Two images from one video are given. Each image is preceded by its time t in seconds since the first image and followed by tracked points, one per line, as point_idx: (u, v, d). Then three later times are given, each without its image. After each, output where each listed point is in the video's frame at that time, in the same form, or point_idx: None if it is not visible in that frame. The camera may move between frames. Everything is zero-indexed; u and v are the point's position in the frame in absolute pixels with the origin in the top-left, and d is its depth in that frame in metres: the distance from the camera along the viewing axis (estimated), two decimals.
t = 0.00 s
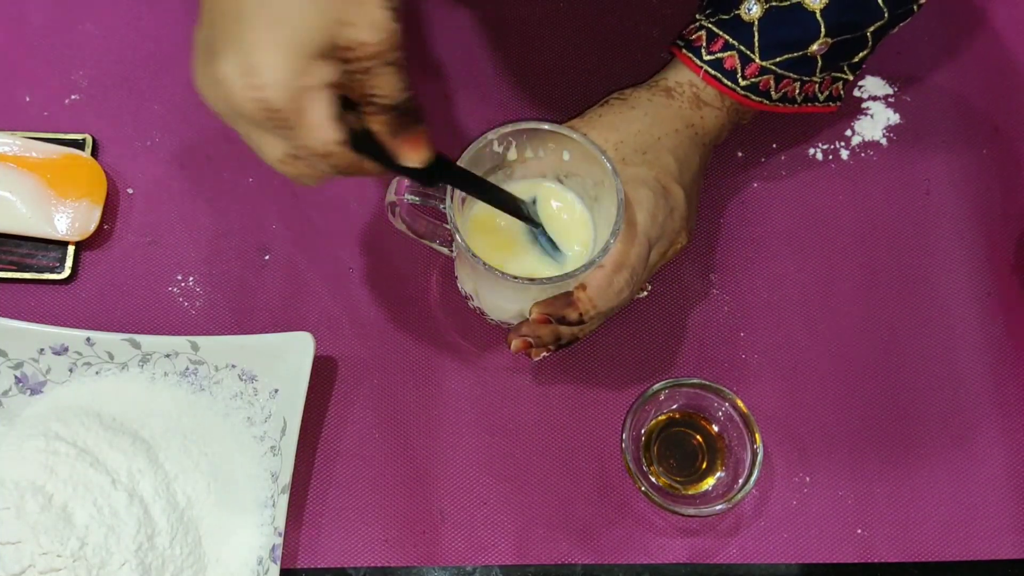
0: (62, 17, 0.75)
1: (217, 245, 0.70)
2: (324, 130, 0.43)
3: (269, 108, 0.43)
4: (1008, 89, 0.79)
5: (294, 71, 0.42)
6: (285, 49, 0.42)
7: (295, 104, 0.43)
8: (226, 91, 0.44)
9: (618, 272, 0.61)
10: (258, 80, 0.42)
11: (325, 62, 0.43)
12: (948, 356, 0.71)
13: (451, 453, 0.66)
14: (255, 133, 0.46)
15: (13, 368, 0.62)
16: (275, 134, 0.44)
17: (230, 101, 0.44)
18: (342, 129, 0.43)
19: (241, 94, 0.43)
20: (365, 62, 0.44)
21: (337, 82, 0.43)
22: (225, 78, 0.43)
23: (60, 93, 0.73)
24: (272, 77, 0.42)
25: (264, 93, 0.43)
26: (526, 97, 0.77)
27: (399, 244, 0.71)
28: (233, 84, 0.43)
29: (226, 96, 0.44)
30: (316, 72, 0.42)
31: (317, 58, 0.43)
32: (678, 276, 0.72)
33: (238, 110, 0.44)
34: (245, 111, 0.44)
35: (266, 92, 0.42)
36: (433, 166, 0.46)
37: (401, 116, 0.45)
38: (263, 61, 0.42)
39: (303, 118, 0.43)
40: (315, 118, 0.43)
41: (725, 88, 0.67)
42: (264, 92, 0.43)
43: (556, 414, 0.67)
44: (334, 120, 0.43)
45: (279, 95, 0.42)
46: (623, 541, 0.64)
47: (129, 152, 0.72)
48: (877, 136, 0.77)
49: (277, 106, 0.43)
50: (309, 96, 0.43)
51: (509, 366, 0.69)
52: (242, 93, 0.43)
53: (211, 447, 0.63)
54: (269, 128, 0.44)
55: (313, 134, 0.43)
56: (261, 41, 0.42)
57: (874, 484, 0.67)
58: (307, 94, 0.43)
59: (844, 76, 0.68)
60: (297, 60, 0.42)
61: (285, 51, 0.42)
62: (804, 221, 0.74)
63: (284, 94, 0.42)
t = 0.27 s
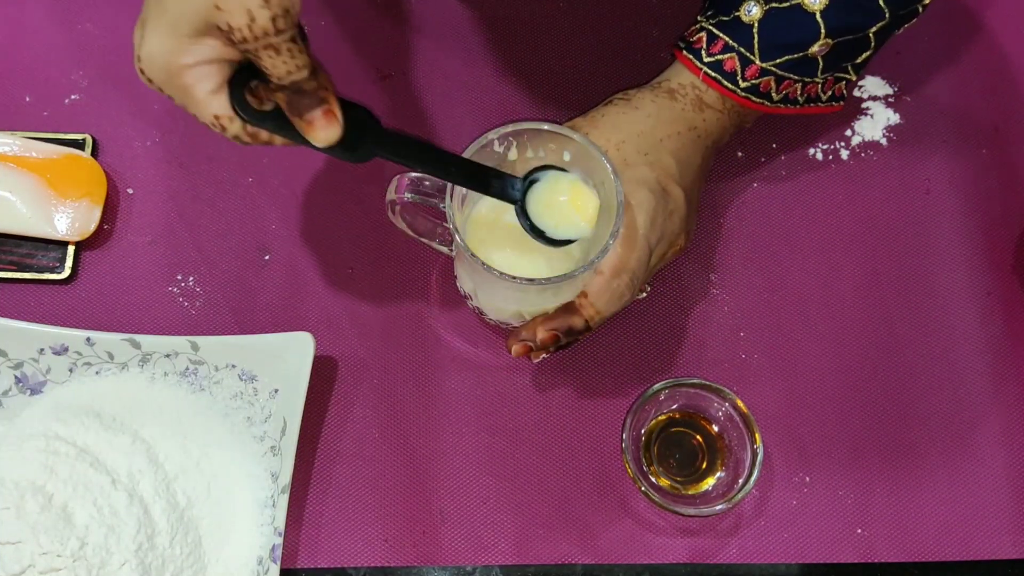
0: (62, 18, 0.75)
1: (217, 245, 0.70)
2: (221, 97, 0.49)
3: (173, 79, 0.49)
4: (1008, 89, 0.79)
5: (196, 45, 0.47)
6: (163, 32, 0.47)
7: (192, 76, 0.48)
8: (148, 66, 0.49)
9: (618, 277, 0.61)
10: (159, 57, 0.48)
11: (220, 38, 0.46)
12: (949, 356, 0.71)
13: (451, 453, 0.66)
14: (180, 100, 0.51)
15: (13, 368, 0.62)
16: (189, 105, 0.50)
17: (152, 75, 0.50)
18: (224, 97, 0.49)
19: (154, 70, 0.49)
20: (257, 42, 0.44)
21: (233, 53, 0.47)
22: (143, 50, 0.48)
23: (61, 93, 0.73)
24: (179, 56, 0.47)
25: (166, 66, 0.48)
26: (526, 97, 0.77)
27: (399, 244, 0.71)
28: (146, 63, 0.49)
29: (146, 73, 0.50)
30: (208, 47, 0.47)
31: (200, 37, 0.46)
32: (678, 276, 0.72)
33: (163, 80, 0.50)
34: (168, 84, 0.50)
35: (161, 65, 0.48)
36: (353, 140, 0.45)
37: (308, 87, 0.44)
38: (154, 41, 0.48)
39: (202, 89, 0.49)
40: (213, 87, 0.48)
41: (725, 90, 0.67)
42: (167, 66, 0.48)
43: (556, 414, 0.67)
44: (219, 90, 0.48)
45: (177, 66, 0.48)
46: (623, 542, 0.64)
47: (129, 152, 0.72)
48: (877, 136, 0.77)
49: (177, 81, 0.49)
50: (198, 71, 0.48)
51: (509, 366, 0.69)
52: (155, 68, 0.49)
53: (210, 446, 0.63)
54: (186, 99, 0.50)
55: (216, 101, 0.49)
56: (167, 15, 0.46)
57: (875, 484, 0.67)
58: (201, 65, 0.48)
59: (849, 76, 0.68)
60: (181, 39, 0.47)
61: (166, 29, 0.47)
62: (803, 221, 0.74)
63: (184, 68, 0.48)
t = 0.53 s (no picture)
0: (62, 18, 0.75)
1: (217, 246, 0.70)
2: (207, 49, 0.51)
3: (161, 29, 0.52)
4: (1008, 89, 0.79)
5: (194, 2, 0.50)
6: None
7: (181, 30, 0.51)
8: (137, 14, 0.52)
9: (617, 278, 0.60)
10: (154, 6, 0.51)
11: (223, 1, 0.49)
12: (948, 356, 0.71)
13: (452, 453, 0.66)
14: (166, 58, 0.53)
15: (13, 367, 0.62)
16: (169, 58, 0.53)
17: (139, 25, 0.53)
18: (209, 56, 0.51)
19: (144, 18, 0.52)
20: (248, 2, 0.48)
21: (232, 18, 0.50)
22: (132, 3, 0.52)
23: (61, 93, 0.73)
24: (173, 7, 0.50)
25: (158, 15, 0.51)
26: (527, 97, 0.77)
27: (399, 244, 0.71)
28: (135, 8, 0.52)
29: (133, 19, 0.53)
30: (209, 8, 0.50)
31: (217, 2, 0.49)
32: (678, 276, 0.72)
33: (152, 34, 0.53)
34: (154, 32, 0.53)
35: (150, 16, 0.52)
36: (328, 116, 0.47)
37: (293, 58, 0.47)
38: None
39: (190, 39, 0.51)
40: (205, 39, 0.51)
41: (724, 88, 0.67)
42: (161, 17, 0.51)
43: (556, 414, 0.67)
44: (204, 48, 0.51)
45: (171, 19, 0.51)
46: (623, 542, 0.64)
47: (129, 152, 0.72)
48: (877, 136, 0.77)
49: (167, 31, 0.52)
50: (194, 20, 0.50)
51: (509, 366, 0.69)
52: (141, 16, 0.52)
53: (210, 446, 0.64)
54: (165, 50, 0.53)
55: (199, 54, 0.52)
56: None
57: (875, 484, 0.67)
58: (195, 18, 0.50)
59: (852, 71, 0.68)
60: None
61: None
62: (804, 221, 0.74)
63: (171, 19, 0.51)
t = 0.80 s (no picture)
0: (63, 18, 0.75)
1: (217, 245, 0.70)
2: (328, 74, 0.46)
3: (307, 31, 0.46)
4: (1008, 89, 0.79)
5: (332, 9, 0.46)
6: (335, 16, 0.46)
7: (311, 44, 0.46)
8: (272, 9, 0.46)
9: (616, 278, 0.60)
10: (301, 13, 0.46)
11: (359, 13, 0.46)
12: (948, 356, 0.71)
13: (452, 453, 0.66)
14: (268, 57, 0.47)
15: (13, 367, 0.62)
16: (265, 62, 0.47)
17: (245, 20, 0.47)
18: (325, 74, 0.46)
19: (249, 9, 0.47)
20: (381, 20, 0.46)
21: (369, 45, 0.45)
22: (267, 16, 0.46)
23: (61, 93, 0.73)
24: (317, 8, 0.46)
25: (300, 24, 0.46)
26: (527, 97, 0.77)
27: (399, 244, 0.71)
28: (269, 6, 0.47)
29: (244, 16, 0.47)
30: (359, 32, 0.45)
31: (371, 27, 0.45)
32: (678, 276, 0.72)
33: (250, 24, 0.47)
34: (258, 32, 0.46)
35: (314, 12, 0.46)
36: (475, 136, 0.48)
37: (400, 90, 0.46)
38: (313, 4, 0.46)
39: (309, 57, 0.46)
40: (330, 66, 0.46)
41: (725, 87, 0.66)
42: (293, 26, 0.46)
43: (556, 414, 0.67)
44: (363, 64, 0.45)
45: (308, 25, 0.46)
46: (623, 542, 0.64)
47: (129, 152, 0.72)
48: (877, 136, 0.77)
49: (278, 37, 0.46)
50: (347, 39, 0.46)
51: (509, 366, 0.69)
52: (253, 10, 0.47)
53: (210, 446, 0.64)
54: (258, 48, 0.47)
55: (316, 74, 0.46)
56: None
57: (874, 484, 0.67)
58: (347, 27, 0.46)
59: (853, 65, 0.68)
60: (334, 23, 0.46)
61: None
62: (804, 221, 0.74)
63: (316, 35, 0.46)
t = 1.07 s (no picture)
0: (62, 18, 0.75)
1: (217, 245, 0.70)
2: (397, 157, 0.40)
3: (372, 99, 0.38)
4: (1009, 89, 0.79)
5: (390, 66, 0.36)
6: (387, 36, 0.36)
7: (383, 130, 0.39)
8: (336, 69, 0.37)
9: (616, 277, 0.60)
10: (364, 72, 0.37)
11: (428, 75, 0.37)
12: (949, 356, 0.71)
13: (452, 452, 0.66)
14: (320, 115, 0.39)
15: (13, 367, 0.62)
16: (332, 128, 0.40)
17: (322, 49, 0.37)
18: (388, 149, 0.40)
19: (322, 23, 0.36)
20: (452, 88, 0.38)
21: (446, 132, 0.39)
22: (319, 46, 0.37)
23: (61, 93, 0.73)
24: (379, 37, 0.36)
25: (360, 82, 0.37)
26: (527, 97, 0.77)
27: (399, 244, 0.71)
28: (331, 62, 0.37)
29: (336, 39, 0.36)
30: (439, 116, 0.38)
31: (448, 88, 0.37)
32: (678, 276, 0.72)
33: (302, 64, 0.37)
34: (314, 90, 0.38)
35: (375, 72, 0.37)
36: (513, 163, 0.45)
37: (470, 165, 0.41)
38: (363, 35, 0.36)
39: (381, 144, 0.40)
40: (394, 147, 0.40)
41: (724, 84, 0.66)
42: (352, 104, 0.38)
43: (556, 414, 0.67)
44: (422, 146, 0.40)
45: (375, 98, 0.38)
46: (623, 542, 0.64)
47: (129, 152, 0.72)
48: (877, 136, 0.77)
49: (344, 114, 0.39)
50: (420, 116, 0.39)
51: (509, 366, 0.69)
52: (317, 79, 0.38)
53: (211, 446, 0.64)
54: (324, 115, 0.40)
55: (387, 154, 0.40)
56: (391, 19, 0.35)
57: (874, 484, 0.67)
58: (406, 121, 0.39)
59: (851, 56, 0.68)
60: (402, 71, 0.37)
61: None
62: (804, 221, 0.74)
63: (390, 100, 0.38)
